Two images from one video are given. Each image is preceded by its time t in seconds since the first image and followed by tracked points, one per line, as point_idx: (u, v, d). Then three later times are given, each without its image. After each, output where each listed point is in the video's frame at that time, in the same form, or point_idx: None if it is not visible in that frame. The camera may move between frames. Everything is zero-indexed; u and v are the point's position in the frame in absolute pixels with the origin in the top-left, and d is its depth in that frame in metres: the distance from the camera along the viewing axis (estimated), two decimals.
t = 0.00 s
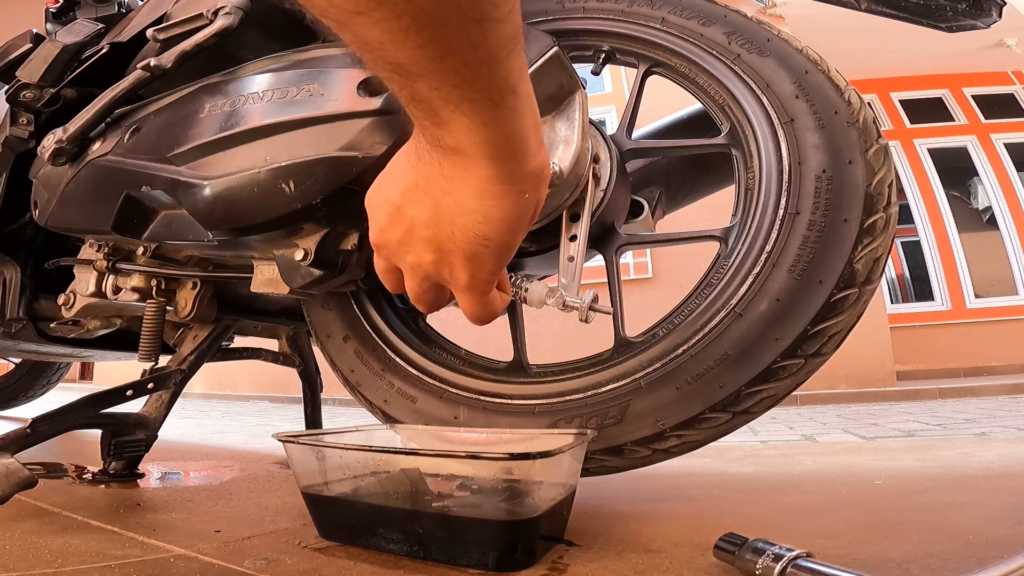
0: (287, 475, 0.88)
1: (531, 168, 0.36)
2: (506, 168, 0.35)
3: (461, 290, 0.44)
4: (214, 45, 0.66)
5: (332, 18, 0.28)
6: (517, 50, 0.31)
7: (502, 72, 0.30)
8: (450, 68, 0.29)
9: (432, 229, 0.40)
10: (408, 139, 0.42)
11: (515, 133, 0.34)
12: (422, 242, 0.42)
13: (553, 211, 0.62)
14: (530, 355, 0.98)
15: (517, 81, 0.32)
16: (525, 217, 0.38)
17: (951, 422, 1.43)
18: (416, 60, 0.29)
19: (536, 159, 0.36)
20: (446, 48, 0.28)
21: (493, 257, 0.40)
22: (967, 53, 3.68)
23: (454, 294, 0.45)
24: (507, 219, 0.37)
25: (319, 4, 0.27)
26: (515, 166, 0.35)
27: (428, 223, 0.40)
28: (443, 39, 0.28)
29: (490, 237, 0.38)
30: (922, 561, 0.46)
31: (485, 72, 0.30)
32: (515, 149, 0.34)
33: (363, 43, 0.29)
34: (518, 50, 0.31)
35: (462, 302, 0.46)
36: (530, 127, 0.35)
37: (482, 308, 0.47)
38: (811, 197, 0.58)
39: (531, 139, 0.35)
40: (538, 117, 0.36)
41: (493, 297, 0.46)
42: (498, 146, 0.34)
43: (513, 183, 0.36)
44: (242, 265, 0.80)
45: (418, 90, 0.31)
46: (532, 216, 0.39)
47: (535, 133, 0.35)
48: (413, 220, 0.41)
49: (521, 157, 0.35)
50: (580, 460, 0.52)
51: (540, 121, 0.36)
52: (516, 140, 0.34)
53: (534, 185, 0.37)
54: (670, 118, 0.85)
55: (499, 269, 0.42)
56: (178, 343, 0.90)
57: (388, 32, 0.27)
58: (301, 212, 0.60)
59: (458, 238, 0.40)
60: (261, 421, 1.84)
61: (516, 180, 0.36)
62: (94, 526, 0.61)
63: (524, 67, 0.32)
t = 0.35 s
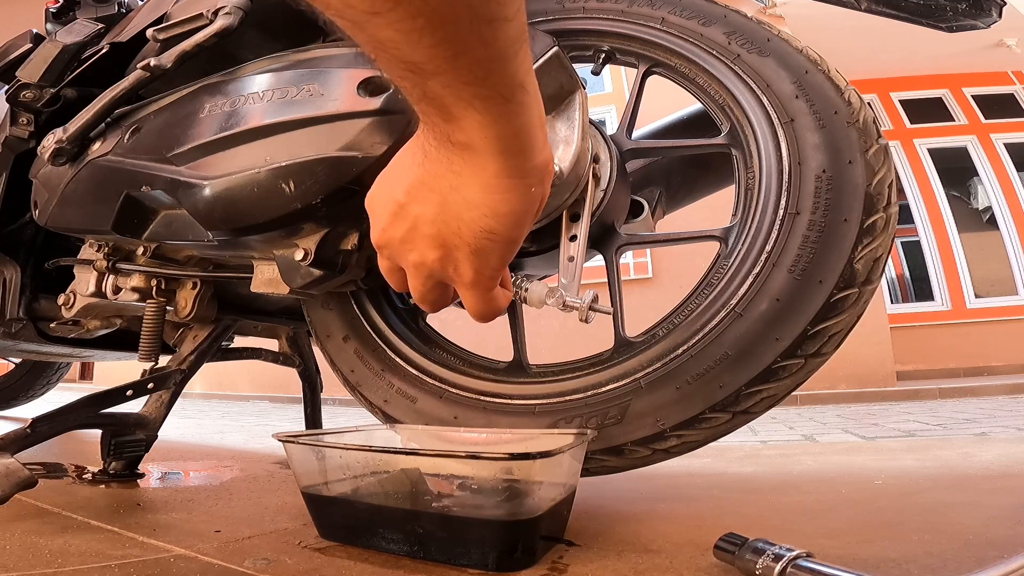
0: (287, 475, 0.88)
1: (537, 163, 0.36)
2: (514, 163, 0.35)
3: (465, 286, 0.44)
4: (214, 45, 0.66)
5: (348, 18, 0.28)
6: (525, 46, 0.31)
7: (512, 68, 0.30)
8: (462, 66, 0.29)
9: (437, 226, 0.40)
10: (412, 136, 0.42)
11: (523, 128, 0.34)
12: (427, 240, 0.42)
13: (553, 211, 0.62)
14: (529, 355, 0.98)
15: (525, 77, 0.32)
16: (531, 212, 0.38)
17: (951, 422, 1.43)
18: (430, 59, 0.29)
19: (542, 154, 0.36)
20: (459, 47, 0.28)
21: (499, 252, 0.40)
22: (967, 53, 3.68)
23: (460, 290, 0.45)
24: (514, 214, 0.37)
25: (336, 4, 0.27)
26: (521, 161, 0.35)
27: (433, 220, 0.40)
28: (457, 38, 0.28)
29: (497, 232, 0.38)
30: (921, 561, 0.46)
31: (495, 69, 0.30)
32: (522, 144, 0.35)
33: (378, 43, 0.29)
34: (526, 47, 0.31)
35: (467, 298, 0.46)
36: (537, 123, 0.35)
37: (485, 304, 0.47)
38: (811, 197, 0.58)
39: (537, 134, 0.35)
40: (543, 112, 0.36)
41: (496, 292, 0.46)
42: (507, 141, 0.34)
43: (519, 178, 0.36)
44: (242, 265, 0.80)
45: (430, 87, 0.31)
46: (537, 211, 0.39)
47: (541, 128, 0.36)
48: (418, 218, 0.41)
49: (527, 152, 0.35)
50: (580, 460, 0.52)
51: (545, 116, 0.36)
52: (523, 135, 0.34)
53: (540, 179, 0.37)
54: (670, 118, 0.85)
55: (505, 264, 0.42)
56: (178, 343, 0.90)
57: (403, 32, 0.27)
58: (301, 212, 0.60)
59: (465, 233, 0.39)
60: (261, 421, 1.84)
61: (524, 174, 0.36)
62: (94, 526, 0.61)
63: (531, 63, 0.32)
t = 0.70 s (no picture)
0: (287, 475, 0.88)
1: (538, 166, 0.36)
2: (514, 166, 0.35)
3: (464, 285, 0.44)
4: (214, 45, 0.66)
5: (349, 19, 0.28)
6: (528, 49, 0.31)
7: (514, 70, 0.30)
8: (463, 67, 0.29)
9: (436, 226, 0.40)
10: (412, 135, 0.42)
11: (524, 132, 0.34)
12: (425, 239, 0.42)
13: (553, 211, 0.62)
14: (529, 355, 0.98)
15: (528, 79, 0.32)
16: (531, 215, 0.38)
17: (951, 422, 1.43)
18: (431, 60, 0.29)
19: (543, 157, 0.36)
20: (461, 49, 0.28)
21: (498, 252, 0.40)
22: (967, 53, 3.68)
23: (458, 289, 0.45)
24: (513, 216, 0.37)
25: (337, 5, 0.27)
26: (522, 164, 0.35)
27: (432, 219, 0.40)
28: (459, 39, 0.28)
29: (496, 233, 0.38)
30: (921, 561, 0.46)
31: (497, 71, 0.30)
32: (523, 147, 0.34)
33: (379, 44, 0.29)
34: (529, 50, 0.31)
35: (466, 297, 0.46)
36: (539, 126, 0.35)
37: (483, 302, 0.47)
38: (811, 197, 0.58)
39: (539, 137, 0.35)
40: (546, 115, 0.36)
41: (494, 291, 0.46)
42: (508, 144, 0.34)
43: (519, 181, 0.36)
44: (242, 264, 0.80)
45: (430, 88, 0.31)
46: (538, 214, 0.39)
47: (543, 131, 0.35)
48: (416, 217, 0.41)
49: (528, 155, 0.35)
50: (580, 460, 0.52)
51: (548, 118, 0.36)
52: (525, 138, 0.34)
53: (540, 182, 0.37)
54: (670, 118, 0.85)
55: (504, 264, 0.42)
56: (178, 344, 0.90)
57: (404, 33, 0.27)
58: (301, 212, 0.60)
59: (463, 234, 0.39)
60: (261, 421, 1.84)
61: (524, 177, 0.36)
62: (94, 526, 0.61)
63: (534, 66, 0.32)
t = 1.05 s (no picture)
0: (287, 475, 0.88)
1: (536, 167, 0.36)
2: (513, 166, 0.35)
3: (466, 286, 0.44)
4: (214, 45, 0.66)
5: (350, 21, 0.28)
6: (526, 48, 0.31)
7: (512, 70, 0.31)
8: (462, 67, 0.29)
9: (437, 228, 0.40)
10: (411, 138, 0.42)
11: (523, 132, 0.34)
12: (427, 240, 0.42)
13: (553, 211, 0.62)
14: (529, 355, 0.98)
15: (525, 79, 0.32)
16: (532, 215, 0.38)
17: (951, 422, 1.43)
18: (430, 60, 0.29)
19: (542, 157, 0.36)
20: (460, 49, 0.28)
21: (500, 253, 0.40)
22: (967, 53, 3.68)
23: (461, 290, 0.45)
24: (513, 216, 0.37)
25: (337, 6, 0.27)
26: (521, 164, 0.35)
27: (433, 220, 0.40)
28: (458, 39, 0.28)
29: (497, 234, 0.38)
30: (921, 561, 0.46)
31: (495, 71, 0.30)
32: (522, 147, 0.34)
33: (378, 44, 0.29)
34: (527, 49, 0.31)
35: (470, 298, 0.46)
36: (537, 126, 0.35)
37: (487, 301, 0.47)
38: (812, 197, 0.58)
39: (538, 136, 0.35)
40: (544, 114, 0.36)
41: (497, 291, 0.46)
42: (507, 144, 0.34)
43: (518, 181, 0.36)
44: (242, 264, 0.80)
45: (429, 88, 0.31)
46: (538, 214, 0.39)
47: (541, 131, 0.36)
48: (418, 218, 0.41)
49: (527, 155, 0.35)
50: (580, 460, 0.52)
51: (546, 118, 0.36)
52: (523, 138, 0.34)
53: (540, 182, 0.37)
54: (670, 118, 0.85)
55: (506, 265, 0.42)
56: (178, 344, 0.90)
57: (404, 33, 0.27)
58: (301, 212, 0.60)
59: (464, 235, 0.39)
60: (261, 421, 1.84)
61: (523, 177, 0.36)
62: (93, 526, 0.61)
63: (531, 66, 0.32)
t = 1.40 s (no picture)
0: (287, 475, 0.88)
1: (533, 166, 0.36)
2: (509, 167, 0.35)
3: (465, 286, 0.44)
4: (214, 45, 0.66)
5: (339, 19, 0.28)
6: (520, 48, 0.31)
7: (506, 69, 0.31)
8: (455, 67, 0.29)
9: (435, 229, 0.40)
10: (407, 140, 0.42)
11: (519, 132, 0.34)
12: (425, 241, 0.42)
13: (553, 211, 0.62)
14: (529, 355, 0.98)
15: (520, 78, 0.32)
16: (529, 215, 0.38)
17: (951, 422, 1.43)
18: (422, 59, 0.29)
19: (539, 156, 0.36)
20: (452, 47, 0.28)
21: (499, 254, 0.40)
22: (967, 53, 3.68)
23: (461, 291, 0.45)
24: (511, 216, 0.37)
25: (326, 4, 0.27)
26: (517, 164, 0.35)
27: (431, 222, 0.40)
28: (449, 37, 0.28)
29: (495, 234, 0.38)
30: (922, 561, 0.46)
31: (489, 70, 0.30)
32: (518, 147, 0.34)
33: (370, 43, 0.29)
34: (520, 49, 0.31)
35: (470, 298, 0.46)
36: (533, 125, 0.35)
37: (487, 302, 0.47)
38: (810, 197, 0.58)
39: (534, 136, 0.35)
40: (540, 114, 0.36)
41: (496, 292, 0.46)
42: (502, 144, 0.34)
43: (515, 181, 0.36)
44: (242, 264, 0.80)
45: (423, 89, 0.31)
46: (536, 213, 0.39)
47: (536, 130, 0.35)
48: (416, 220, 0.41)
49: (524, 155, 0.35)
50: (580, 460, 0.52)
51: (542, 118, 0.36)
52: (519, 138, 0.34)
53: (537, 182, 0.37)
54: (670, 118, 0.85)
55: (504, 265, 0.42)
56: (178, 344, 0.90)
57: (395, 32, 0.27)
58: (301, 212, 0.60)
59: (461, 236, 0.39)
60: (261, 421, 1.84)
61: (520, 177, 0.36)
62: (93, 526, 0.61)
63: (525, 66, 0.32)
